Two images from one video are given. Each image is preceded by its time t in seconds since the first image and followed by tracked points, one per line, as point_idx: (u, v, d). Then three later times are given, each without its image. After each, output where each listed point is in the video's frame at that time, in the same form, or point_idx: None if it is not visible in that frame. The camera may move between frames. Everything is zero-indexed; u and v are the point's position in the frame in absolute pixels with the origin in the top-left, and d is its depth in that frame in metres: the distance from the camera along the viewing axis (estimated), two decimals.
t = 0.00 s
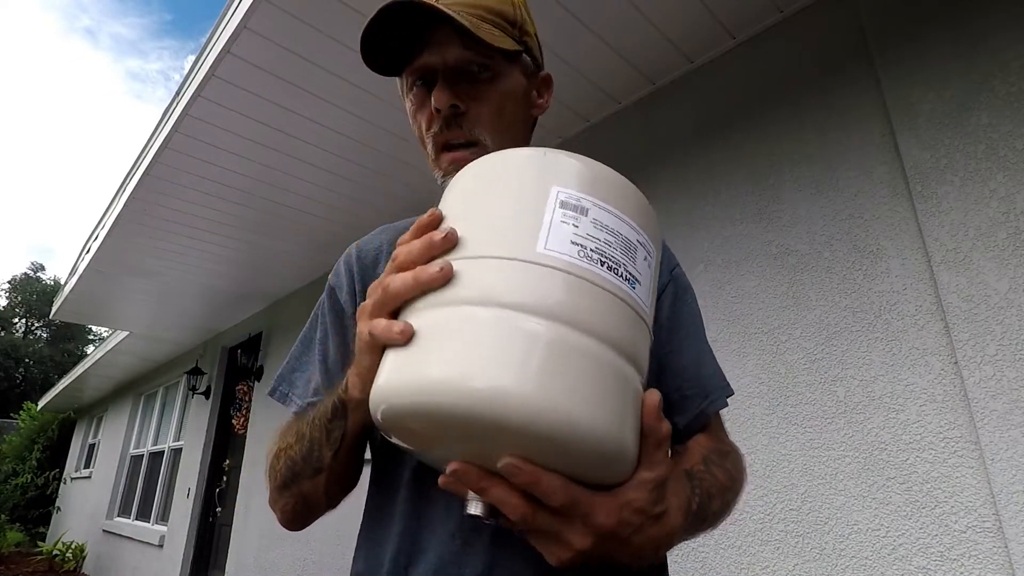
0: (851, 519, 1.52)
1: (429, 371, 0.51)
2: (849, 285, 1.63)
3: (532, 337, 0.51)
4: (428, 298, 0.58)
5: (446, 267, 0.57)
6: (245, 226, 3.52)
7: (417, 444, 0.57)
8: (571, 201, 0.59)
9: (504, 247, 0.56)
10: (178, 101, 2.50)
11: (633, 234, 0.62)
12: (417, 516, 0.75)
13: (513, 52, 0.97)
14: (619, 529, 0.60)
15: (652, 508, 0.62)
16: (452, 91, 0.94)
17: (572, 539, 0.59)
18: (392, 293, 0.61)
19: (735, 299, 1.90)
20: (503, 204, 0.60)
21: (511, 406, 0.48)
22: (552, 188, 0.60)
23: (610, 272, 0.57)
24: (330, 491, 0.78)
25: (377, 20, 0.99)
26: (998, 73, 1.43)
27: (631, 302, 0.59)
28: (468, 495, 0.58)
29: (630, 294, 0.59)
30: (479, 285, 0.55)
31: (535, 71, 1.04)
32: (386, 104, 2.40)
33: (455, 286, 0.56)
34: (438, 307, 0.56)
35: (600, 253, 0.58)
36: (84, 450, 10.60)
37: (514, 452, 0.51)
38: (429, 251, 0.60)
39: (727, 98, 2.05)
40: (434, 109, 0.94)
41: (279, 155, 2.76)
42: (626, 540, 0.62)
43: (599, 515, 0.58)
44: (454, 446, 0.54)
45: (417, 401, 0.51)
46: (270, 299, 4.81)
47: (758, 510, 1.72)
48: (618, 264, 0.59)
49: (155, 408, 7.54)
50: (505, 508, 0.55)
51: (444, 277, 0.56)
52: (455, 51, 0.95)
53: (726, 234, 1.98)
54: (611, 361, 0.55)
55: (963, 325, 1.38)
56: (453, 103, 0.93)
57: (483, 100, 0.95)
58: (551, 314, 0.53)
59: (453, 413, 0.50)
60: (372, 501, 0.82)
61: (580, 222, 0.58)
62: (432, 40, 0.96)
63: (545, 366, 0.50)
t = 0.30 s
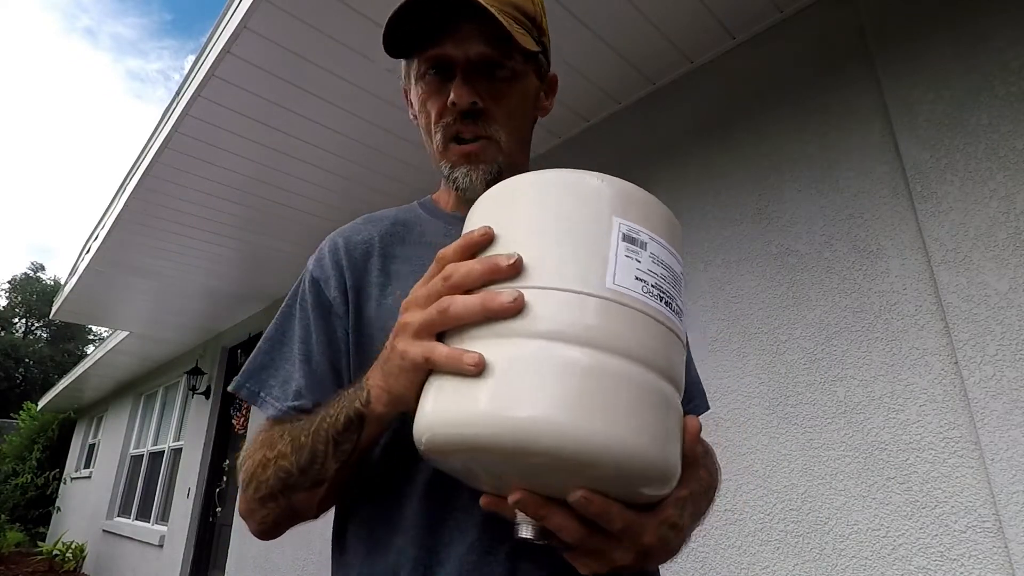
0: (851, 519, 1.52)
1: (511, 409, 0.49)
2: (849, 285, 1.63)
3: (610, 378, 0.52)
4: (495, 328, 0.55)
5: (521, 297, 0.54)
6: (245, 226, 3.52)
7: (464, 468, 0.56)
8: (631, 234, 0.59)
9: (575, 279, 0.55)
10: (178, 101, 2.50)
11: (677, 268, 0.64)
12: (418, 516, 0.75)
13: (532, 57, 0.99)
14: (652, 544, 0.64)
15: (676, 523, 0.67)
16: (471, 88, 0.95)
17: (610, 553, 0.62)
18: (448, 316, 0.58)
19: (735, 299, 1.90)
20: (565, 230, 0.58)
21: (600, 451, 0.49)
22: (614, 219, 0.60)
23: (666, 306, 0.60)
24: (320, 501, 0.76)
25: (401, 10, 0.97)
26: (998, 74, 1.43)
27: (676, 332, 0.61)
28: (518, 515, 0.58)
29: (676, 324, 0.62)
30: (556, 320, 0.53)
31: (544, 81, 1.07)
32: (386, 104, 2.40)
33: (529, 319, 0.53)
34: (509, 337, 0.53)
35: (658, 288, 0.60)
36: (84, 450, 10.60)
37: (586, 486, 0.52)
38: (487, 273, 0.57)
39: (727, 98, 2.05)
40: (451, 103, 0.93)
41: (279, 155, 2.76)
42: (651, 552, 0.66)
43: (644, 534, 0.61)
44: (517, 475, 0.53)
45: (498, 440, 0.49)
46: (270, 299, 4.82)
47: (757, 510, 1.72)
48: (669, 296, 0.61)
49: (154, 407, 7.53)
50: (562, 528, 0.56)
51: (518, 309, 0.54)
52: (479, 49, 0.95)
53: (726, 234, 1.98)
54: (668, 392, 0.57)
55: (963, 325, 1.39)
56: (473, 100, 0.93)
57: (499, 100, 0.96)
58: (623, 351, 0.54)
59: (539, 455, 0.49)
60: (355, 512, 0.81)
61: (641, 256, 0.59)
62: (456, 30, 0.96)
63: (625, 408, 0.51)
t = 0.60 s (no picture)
0: (851, 519, 1.52)
1: (555, 442, 0.49)
2: (850, 285, 1.63)
3: (647, 404, 0.52)
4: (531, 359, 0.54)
5: (558, 325, 0.52)
6: (245, 226, 3.53)
7: (496, 493, 0.56)
8: (660, 254, 0.60)
9: (609, 303, 0.54)
10: (178, 101, 2.50)
11: (695, 278, 0.64)
12: (418, 516, 0.75)
13: (551, 60, 0.99)
14: (672, 552, 0.65)
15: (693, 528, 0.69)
16: (490, 87, 0.94)
17: (633, 563, 0.63)
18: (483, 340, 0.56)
19: (735, 299, 1.90)
20: (595, 250, 0.57)
21: (642, 477, 0.50)
22: (643, 239, 0.59)
23: (691, 324, 0.60)
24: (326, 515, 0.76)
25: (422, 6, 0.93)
26: (998, 74, 1.43)
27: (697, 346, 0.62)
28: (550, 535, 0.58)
29: (698, 339, 0.62)
30: (593, 348, 0.52)
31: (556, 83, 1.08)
32: (386, 104, 2.40)
33: (566, 348, 0.52)
34: (545, 365, 0.53)
35: (685, 306, 0.60)
36: (84, 450, 10.61)
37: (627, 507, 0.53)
38: (522, 297, 0.55)
39: (727, 98, 2.05)
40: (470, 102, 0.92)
41: (279, 155, 2.76)
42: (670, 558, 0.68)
43: (669, 544, 0.62)
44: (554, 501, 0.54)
45: (542, 471, 0.49)
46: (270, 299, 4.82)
47: (757, 510, 1.72)
48: (693, 314, 0.62)
49: (154, 408, 7.54)
50: (595, 546, 0.57)
51: (556, 337, 0.52)
52: (501, 49, 0.94)
53: (726, 234, 1.98)
54: (695, 409, 0.59)
55: (963, 325, 1.38)
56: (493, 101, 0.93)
57: (518, 102, 0.96)
58: (655, 374, 0.54)
59: (585, 484, 0.49)
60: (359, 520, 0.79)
61: (670, 275, 0.59)
62: (479, 26, 0.94)
63: (663, 434, 0.52)
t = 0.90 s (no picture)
0: (852, 519, 1.52)
1: (523, 469, 0.46)
2: (850, 285, 1.63)
3: (621, 411, 0.48)
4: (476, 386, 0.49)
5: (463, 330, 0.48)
6: (245, 226, 3.53)
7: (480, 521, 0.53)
8: (620, 234, 0.55)
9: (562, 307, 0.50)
10: (178, 101, 2.50)
11: (655, 248, 0.59)
12: (418, 514, 0.75)
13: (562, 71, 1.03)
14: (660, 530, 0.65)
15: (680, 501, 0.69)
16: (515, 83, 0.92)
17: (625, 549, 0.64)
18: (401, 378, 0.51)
19: (735, 299, 1.90)
20: (547, 243, 0.52)
21: (625, 489, 0.47)
22: (597, 223, 0.54)
23: (659, 302, 0.57)
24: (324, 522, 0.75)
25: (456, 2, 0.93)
26: (998, 74, 1.43)
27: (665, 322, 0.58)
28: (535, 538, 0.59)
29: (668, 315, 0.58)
30: (538, 359, 0.48)
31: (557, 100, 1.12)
32: (386, 104, 2.39)
33: (503, 373, 0.48)
34: (492, 392, 0.48)
35: (652, 285, 0.56)
36: (84, 450, 10.61)
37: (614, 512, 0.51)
38: (426, 334, 0.48)
39: (728, 98, 2.05)
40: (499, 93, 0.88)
41: (279, 154, 2.76)
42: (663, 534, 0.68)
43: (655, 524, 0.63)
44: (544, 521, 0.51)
45: (522, 499, 0.46)
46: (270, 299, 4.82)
47: (757, 510, 1.72)
48: (660, 289, 0.58)
49: (154, 408, 7.54)
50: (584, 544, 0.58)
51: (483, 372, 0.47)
52: (524, 51, 0.95)
53: (725, 234, 1.98)
54: (671, 393, 0.55)
55: (963, 325, 1.39)
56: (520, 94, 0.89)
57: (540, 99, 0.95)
58: (621, 374, 0.50)
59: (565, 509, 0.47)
60: (360, 522, 0.79)
61: (633, 255, 0.55)
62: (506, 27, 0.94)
63: (642, 439, 0.49)
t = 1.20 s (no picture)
0: (852, 519, 1.52)
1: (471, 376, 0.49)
2: (850, 285, 1.63)
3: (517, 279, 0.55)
4: (391, 332, 0.52)
5: (387, 292, 0.51)
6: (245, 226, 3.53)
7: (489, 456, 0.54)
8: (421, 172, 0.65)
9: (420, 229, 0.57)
10: (178, 101, 2.50)
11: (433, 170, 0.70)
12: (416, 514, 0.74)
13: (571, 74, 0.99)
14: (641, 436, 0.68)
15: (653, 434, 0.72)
16: (503, 88, 0.92)
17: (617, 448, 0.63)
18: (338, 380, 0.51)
19: (735, 299, 1.90)
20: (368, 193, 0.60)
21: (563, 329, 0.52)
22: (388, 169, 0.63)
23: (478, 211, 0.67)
24: (328, 540, 0.74)
25: None
26: (998, 74, 1.43)
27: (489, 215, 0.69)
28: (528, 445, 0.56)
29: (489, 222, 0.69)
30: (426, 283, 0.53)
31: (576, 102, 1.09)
32: (386, 104, 2.39)
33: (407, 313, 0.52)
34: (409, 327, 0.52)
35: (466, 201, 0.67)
36: (84, 450, 10.61)
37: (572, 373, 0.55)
38: (360, 321, 0.50)
39: (727, 98, 2.06)
40: (481, 97, 0.90)
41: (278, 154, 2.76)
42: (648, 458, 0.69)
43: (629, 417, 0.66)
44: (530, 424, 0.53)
45: (501, 395, 0.49)
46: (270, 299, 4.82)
47: (757, 510, 1.72)
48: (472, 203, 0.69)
49: (154, 408, 7.54)
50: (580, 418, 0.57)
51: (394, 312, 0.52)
52: (521, 55, 0.93)
53: (725, 234, 1.98)
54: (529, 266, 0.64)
55: (963, 325, 1.39)
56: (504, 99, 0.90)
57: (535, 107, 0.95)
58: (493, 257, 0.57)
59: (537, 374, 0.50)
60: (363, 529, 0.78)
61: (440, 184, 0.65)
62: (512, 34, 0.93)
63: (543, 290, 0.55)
